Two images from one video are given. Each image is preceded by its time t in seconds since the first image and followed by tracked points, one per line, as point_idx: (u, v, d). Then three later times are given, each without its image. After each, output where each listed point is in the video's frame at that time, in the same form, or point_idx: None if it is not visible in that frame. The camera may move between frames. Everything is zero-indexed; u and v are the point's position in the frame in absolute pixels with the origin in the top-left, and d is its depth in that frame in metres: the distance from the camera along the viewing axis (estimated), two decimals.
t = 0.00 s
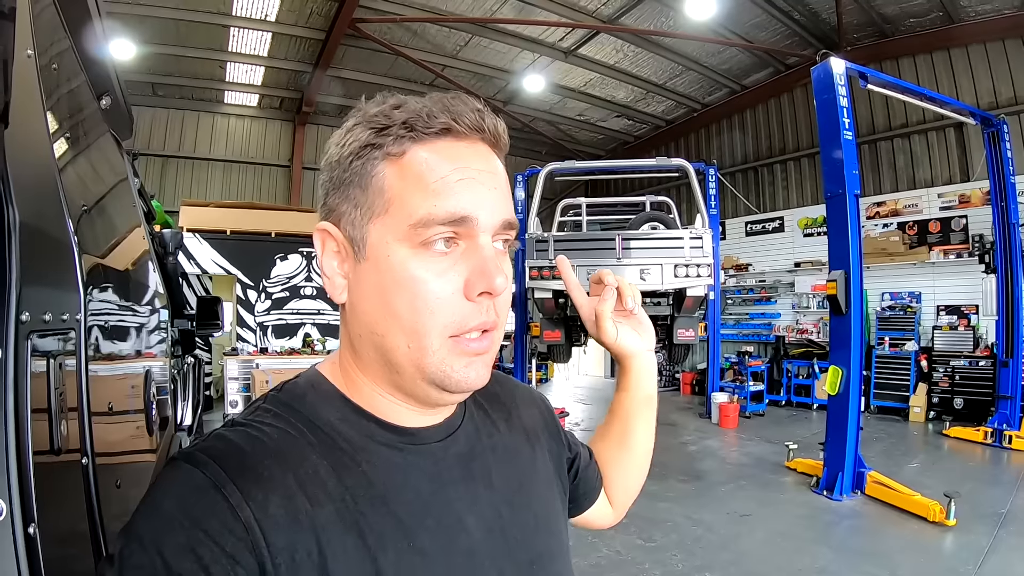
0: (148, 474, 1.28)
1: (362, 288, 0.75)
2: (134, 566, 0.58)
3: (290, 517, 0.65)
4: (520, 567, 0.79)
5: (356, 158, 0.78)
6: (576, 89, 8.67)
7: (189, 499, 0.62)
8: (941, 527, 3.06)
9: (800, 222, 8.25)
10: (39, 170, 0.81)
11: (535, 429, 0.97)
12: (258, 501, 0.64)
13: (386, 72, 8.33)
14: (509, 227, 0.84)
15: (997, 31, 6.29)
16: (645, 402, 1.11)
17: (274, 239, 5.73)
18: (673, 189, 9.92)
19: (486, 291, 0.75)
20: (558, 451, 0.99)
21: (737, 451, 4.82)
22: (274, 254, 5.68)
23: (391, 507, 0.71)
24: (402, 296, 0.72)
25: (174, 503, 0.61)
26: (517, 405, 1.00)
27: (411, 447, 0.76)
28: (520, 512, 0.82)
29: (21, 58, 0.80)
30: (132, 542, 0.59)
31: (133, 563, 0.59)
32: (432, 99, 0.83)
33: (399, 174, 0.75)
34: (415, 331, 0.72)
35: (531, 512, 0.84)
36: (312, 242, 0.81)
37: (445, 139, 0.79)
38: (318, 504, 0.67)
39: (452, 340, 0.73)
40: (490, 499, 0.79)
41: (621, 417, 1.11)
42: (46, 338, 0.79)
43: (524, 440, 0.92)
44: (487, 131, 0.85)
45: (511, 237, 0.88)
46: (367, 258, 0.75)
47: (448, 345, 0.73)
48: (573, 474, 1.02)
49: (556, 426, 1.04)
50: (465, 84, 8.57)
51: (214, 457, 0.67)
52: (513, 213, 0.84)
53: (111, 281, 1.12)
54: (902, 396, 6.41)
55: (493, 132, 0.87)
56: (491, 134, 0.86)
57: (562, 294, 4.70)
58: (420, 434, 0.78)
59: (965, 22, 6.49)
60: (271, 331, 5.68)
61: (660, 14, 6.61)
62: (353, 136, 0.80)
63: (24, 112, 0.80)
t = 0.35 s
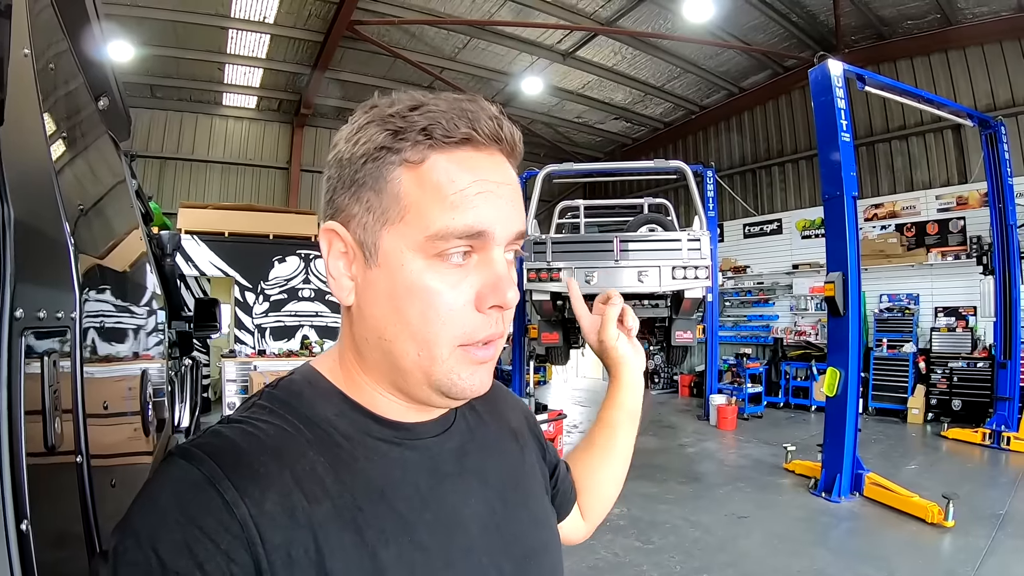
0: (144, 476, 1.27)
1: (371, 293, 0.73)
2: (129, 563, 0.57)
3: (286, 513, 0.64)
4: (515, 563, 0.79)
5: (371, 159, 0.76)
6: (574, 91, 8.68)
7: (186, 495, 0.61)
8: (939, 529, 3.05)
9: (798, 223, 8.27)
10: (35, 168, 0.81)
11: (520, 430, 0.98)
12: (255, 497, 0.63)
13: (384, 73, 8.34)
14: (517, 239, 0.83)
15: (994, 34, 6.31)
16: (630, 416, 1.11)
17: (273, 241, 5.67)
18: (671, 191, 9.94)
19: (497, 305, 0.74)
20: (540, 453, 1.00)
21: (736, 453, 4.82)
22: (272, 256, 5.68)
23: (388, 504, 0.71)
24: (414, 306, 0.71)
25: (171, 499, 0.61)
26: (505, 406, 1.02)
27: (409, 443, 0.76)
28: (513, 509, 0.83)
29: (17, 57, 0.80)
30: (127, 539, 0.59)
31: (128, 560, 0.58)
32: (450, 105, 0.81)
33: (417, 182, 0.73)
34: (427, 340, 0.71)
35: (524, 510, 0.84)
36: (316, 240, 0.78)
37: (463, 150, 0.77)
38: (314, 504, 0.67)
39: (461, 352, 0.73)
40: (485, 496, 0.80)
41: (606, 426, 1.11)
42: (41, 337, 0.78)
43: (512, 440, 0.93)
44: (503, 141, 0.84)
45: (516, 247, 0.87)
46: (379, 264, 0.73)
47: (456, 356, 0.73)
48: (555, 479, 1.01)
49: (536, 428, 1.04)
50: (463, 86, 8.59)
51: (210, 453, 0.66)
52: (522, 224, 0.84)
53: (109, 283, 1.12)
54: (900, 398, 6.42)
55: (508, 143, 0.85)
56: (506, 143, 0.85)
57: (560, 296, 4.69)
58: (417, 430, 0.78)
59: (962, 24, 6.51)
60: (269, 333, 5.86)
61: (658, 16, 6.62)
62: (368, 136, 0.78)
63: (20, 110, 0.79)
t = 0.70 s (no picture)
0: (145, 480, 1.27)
1: (369, 301, 0.73)
2: (123, 566, 0.56)
3: (281, 516, 0.64)
4: (510, 564, 0.79)
5: (370, 165, 0.75)
6: (573, 92, 8.69)
7: (180, 498, 0.60)
8: (942, 527, 3.04)
9: (798, 223, 8.26)
10: (27, 168, 0.80)
11: (516, 434, 0.98)
12: (250, 500, 0.63)
13: (383, 76, 8.35)
14: (518, 250, 0.82)
15: (993, 31, 6.30)
16: (639, 440, 1.10)
17: (273, 243, 5.71)
18: (671, 191, 9.95)
19: (494, 313, 0.74)
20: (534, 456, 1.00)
21: (738, 453, 4.81)
22: (272, 259, 5.69)
23: (384, 505, 0.70)
24: (410, 315, 0.70)
25: (165, 501, 0.60)
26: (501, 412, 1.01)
27: (406, 446, 0.76)
28: (509, 511, 0.83)
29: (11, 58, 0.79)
30: (121, 541, 0.58)
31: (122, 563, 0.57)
32: (452, 111, 0.80)
33: (417, 190, 0.72)
34: (423, 348, 0.71)
35: (519, 513, 0.84)
36: (315, 242, 0.78)
37: (465, 157, 0.76)
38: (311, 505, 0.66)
39: (458, 360, 0.72)
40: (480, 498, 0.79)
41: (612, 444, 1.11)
42: (37, 340, 0.78)
43: (508, 444, 0.93)
44: (506, 147, 0.82)
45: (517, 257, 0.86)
46: (375, 271, 0.72)
47: (453, 365, 0.72)
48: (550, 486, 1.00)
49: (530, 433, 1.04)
50: (462, 87, 8.60)
51: (206, 455, 0.65)
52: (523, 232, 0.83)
53: (109, 286, 1.12)
54: (902, 396, 6.40)
55: (510, 150, 0.84)
56: (508, 148, 0.84)
57: (560, 297, 4.69)
58: (415, 432, 0.78)
59: (962, 22, 6.50)
60: (271, 336, 5.81)
61: (656, 16, 6.62)
62: (368, 140, 0.77)
63: (15, 112, 0.79)
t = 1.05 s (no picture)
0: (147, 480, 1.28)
1: (358, 288, 0.74)
2: (132, 569, 0.57)
3: (287, 519, 0.64)
4: (515, 565, 0.78)
5: (341, 162, 0.78)
6: (574, 92, 8.69)
7: (187, 501, 0.61)
8: (942, 528, 3.04)
9: (799, 223, 8.26)
10: (36, 174, 0.81)
11: (528, 430, 0.98)
12: (256, 502, 0.64)
13: (384, 76, 8.35)
14: (496, 221, 0.84)
15: (994, 31, 6.29)
16: (670, 405, 1.07)
17: (273, 244, 5.72)
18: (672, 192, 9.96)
19: (481, 276, 0.74)
20: (548, 455, 0.98)
21: (739, 453, 4.81)
22: (274, 259, 5.71)
23: (388, 507, 0.70)
24: (398, 289, 0.71)
25: (172, 505, 0.61)
26: (506, 407, 1.00)
27: (410, 448, 0.76)
28: (513, 511, 0.82)
29: (18, 64, 0.80)
30: (130, 544, 0.59)
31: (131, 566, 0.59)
32: (414, 102, 0.83)
33: (389, 171, 0.75)
34: (412, 321, 0.71)
35: (525, 512, 0.83)
36: (305, 247, 0.80)
37: (429, 137, 0.79)
38: (317, 507, 0.67)
39: (448, 328, 0.72)
40: (485, 498, 0.79)
41: (644, 416, 1.08)
42: (45, 344, 0.79)
43: (514, 443, 0.92)
44: (470, 130, 0.86)
45: (497, 233, 0.88)
46: (362, 254, 0.74)
47: (444, 333, 0.72)
48: (569, 477, 1.00)
49: (544, 426, 1.03)
50: (463, 88, 8.60)
51: (212, 459, 0.66)
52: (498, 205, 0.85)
53: (111, 286, 1.12)
54: (903, 397, 6.40)
55: (476, 132, 0.87)
56: (472, 130, 0.87)
57: (561, 297, 4.68)
58: (420, 433, 0.78)
59: (963, 22, 6.50)
60: (272, 336, 5.82)
61: (657, 16, 6.62)
62: (340, 142, 0.80)
63: (22, 117, 0.80)
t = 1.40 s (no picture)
0: (145, 478, 1.28)
1: (355, 294, 0.75)
2: None
3: (290, 525, 0.65)
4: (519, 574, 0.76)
5: (330, 171, 0.79)
6: (574, 93, 8.69)
7: (191, 509, 0.62)
8: (939, 531, 3.05)
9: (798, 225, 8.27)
10: (40, 178, 0.82)
11: (539, 422, 0.97)
12: (259, 509, 0.64)
13: (384, 75, 8.35)
14: (491, 216, 0.83)
15: (995, 35, 6.31)
16: (750, 377, 0.99)
17: (273, 242, 5.74)
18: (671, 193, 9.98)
19: (475, 277, 0.74)
20: (564, 448, 0.97)
21: (737, 455, 4.82)
22: (273, 257, 5.72)
23: (388, 515, 0.70)
24: (393, 294, 0.72)
25: (175, 512, 0.61)
26: (513, 400, 0.99)
27: (412, 455, 0.75)
28: (519, 518, 0.80)
29: (22, 65, 0.80)
30: (135, 552, 0.60)
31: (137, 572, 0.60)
32: (401, 104, 0.83)
33: (378, 176, 0.76)
34: (408, 327, 0.71)
35: (532, 521, 0.81)
36: (300, 255, 0.80)
37: (417, 137, 0.79)
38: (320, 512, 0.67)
39: (445, 331, 0.72)
40: (490, 505, 0.78)
41: (721, 393, 1.00)
42: (49, 345, 0.79)
43: (524, 447, 0.89)
44: (459, 128, 0.85)
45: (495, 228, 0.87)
46: (356, 261, 0.74)
47: (440, 335, 0.72)
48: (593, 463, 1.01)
49: (557, 416, 1.02)
50: (463, 87, 8.61)
51: (215, 468, 0.67)
52: (492, 203, 0.84)
53: (110, 284, 1.12)
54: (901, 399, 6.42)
55: (466, 129, 0.86)
56: (461, 127, 0.86)
57: (560, 298, 4.68)
58: (422, 440, 0.77)
59: (963, 26, 6.51)
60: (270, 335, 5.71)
61: (658, 17, 6.62)
62: (329, 149, 0.80)
63: (27, 120, 0.80)
